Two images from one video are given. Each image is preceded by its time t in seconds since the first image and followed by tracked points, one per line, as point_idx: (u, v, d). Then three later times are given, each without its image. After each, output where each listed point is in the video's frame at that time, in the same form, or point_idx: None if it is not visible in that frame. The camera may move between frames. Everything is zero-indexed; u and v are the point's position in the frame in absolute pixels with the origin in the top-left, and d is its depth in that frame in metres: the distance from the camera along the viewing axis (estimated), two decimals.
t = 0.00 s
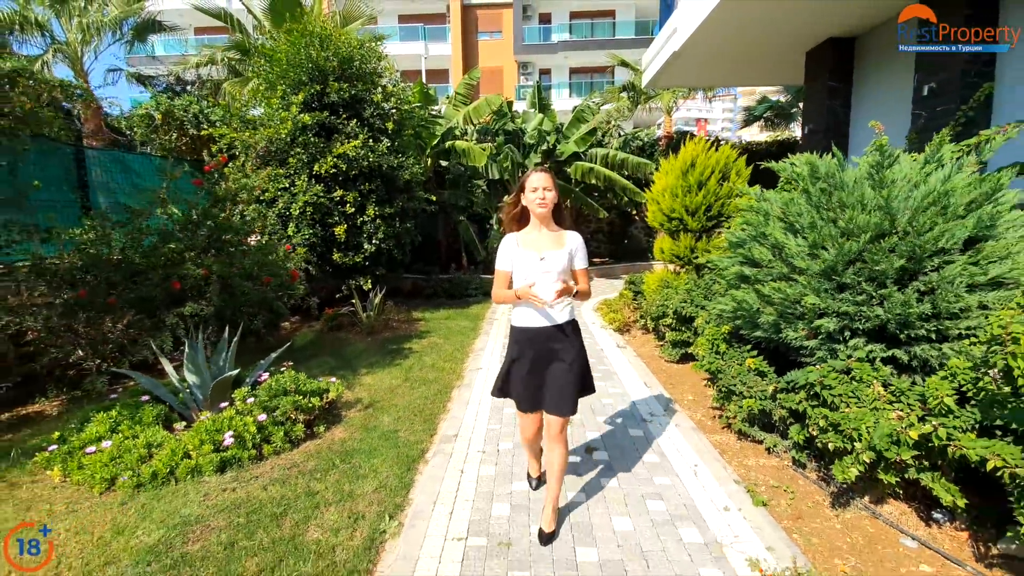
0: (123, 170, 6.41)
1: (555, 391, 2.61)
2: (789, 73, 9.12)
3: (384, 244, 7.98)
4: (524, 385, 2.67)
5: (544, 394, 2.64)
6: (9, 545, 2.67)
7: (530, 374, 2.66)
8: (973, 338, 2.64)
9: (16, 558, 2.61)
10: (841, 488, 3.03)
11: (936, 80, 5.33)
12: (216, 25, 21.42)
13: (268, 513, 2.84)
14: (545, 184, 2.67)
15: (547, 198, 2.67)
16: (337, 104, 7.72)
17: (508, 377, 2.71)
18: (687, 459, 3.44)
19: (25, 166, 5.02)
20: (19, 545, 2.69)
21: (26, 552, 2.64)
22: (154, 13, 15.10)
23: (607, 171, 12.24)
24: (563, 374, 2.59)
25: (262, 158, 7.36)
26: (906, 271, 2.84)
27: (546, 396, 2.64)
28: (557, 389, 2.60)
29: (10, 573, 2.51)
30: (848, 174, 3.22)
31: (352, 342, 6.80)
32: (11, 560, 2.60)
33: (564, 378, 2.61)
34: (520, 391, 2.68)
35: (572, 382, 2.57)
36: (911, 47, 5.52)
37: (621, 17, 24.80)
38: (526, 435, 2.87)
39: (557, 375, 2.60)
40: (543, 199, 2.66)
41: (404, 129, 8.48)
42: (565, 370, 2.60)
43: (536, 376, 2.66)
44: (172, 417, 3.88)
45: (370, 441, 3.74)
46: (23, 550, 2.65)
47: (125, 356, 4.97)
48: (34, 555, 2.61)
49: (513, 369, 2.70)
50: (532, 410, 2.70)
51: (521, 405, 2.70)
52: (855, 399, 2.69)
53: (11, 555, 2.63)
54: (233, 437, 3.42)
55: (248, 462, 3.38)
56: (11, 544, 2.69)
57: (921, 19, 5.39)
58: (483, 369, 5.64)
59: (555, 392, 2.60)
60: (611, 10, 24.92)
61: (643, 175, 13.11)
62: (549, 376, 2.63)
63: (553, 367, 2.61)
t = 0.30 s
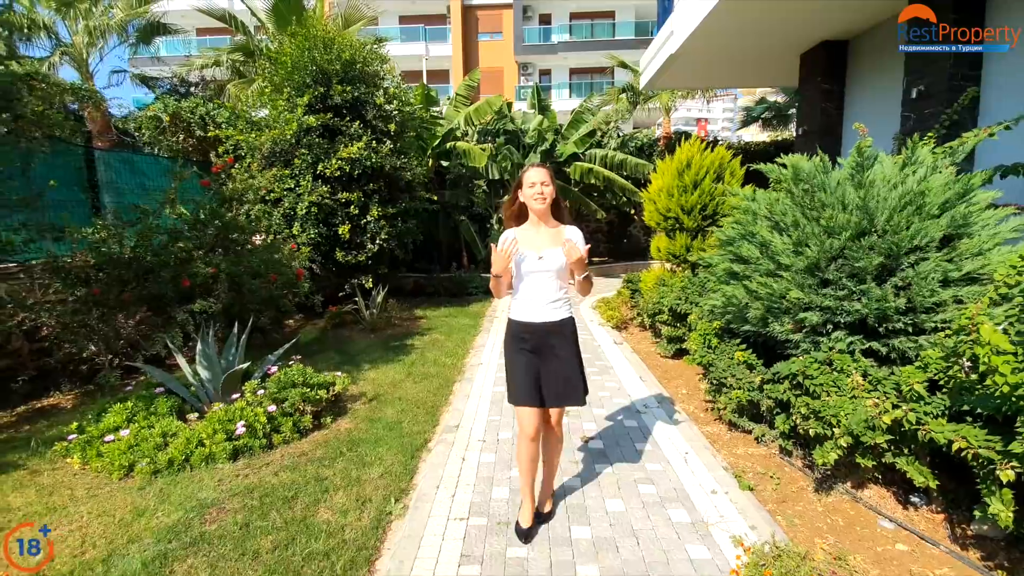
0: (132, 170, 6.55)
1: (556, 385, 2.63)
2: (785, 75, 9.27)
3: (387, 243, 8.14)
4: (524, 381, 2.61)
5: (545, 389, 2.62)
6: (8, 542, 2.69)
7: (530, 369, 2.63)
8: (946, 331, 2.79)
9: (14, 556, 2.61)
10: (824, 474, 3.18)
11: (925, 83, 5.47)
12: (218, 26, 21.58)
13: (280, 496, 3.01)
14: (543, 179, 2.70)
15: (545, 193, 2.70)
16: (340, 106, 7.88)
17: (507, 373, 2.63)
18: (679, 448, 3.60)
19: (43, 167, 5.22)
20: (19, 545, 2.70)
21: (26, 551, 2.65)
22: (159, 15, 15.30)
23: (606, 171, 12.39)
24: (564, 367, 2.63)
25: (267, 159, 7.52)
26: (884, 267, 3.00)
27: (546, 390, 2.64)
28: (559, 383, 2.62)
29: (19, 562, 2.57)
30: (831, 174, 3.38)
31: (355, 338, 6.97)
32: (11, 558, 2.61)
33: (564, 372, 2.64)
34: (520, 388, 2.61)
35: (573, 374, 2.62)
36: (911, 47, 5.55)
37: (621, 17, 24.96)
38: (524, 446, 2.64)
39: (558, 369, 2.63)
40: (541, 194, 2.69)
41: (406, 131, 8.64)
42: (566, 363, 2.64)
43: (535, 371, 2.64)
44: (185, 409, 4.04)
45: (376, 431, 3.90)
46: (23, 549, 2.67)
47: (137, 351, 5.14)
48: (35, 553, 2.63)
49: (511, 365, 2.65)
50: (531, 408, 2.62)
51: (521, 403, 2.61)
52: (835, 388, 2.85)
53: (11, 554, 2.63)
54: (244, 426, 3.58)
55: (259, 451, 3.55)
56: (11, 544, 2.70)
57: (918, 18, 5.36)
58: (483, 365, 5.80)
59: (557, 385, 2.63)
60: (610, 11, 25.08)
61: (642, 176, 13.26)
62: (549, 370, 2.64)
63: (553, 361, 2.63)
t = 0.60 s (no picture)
0: (141, 171, 6.71)
1: (556, 384, 2.62)
2: (781, 77, 9.43)
3: (390, 242, 8.31)
4: (527, 384, 2.57)
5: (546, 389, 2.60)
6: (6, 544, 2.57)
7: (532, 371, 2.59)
8: (925, 324, 2.94)
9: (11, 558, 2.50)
10: (811, 461, 3.34)
11: (914, 86, 5.62)
12: (221, 27, 21.76)
13: (294, 481, 3.17)
14: (541, 181, 2.67)
15: (543, 195, 2.67)
16: (345, 108, 8.04)
17: (508, 377, 2.57)
18: (674, 438, 3.75)
19: (58, 168, 5.39)
20: (19, 545, 2.60)
21: (27, 552, 2.54)
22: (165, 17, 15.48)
23: (606, 172, 12.54)
24: (564, 368, 2.63)
25: (273, 160, 7.69)
26: (867, 264, 3.16)
27: (548, 390, 2.62)
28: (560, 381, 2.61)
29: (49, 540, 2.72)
30: (818, 175, 3.54)
31: (360, 335, 7.13)
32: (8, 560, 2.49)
33: (563, 370, 2.64)
34: (522, 391, 2.57)
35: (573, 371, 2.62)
36: (910, 47, 5.58)
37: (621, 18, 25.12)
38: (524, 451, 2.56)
39: (559, 367, 2.62)
40: (540, 197, 2.66)
41: (408, 132, 8.80)
42: (565, 361, 2.63)
43: (536, 373, 2.60)
44: (199, 400, 4.21)
45: (383, 422, 4.07)
46: (24, 548, 2.56)
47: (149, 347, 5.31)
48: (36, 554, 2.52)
49: (511, 369, 2.59)
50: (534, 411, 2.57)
51: (524, 406, 2.55)
52: (820, 378, 3.00)
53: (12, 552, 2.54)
54: (257, 416, 3.74)
55: (271, 440, 3.71)
56: (11, 544, 2.59)
57: (915, 18, 5.44)
58: (485, 360, 5.97)
59: (558, 384, 2.62)
60: (611, 12, 25.23)
61: (641, 176, 13.43)
62: (548, 373, 2.61)
63: (554, 361, 2.61)
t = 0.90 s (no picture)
0: (152, 173, 6.86)
1: (552, 389, 2.67)
2: (777, 80, 9.59)
3: (393, 241, 8.47)
4: (523, 388, 2.62)
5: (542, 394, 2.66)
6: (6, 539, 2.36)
7: (529, 375, 2.63)
8: (906, 319, 3.10)
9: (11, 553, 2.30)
10: (799, 451, 3.50)
11: (905, 90, 5.77)
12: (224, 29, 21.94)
13: (307, 470, 3.33)
14: (537, 182, 2.68)
15: (538, 195, 2.67)
16: (349, 110, 8.20)
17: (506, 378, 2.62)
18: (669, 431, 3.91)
19: (72, 170, 5.54)
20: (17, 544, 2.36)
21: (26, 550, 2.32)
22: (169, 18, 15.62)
23: (606, 173, 12.70)
24: (562, 372, 2.67)
25: (280, 162, 7.85)
26: (852, 263, 3.31)
27: (543, 395, 2.67)
28: (558, 388, 2.65)
29: (78, 523, 2.86)
30: (806, 177, 3.69)
31: (365, 333, 7.29)
32: (7, 558, 2.28)
33: (560, 375, 2.68)
34: (519, 395, 2.62)
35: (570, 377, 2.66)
36: (911, 47, 5.56)
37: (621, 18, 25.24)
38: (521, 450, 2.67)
39: (555, 373, 2.66)
40: (535, 197, 2.67)
41: (412, 133, 8.95)
42: (562, 366, 2.67)
43: (531, 376, 2.65)
44: (213, 394, 4.37)
45: (389, 415, 4.23)
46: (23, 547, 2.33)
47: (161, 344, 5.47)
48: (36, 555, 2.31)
49: (509, 372, 2.63)
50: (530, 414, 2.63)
51: (520, 409, 2.62)
52: (806, 371, 3.15)
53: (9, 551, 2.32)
54: (270, 409, 3.90)
55: (283, 432, 3.87)
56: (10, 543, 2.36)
57: (915, 18, 5.44)
58: (487, 357, 6.13)
59: (555, 389, 2.66)
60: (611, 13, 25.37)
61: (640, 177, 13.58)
62: (546, 376, 2.66)
63: (551, 367, 2.65)
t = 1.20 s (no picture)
0: (162, 174, 7.04)
1: (548, 390, 2.56)
2: (773, 82, 9.75)
3: (396, 241, 8.65)
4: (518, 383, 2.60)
5: (537, 393, 2.57)
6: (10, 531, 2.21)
7: (524, 371, 2.59)
8: (888, 314, 3.26)
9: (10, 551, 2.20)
10: (786, 440, 3.67)
11: (895, 93, 5.93)
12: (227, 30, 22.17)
13: (319, 457, 3.50)
14: (537, 178, 2.64)
15: (539, 191, 2.63)
16: (353, 112, 8.37)
17: (502, 371, 2.62)
18: (665, 422, 4.08)
19: (88, 172, 5.74)
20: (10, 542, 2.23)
21: (28, 549, 2.27)
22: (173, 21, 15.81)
23: (605, 173, 12.88)
24: (560, 371, 2.57)
25: (286, 163, 8.04)
26: (837, 260, 3.48)
27: (539, 395, 2.58)
28: (553, 386, 2.55)
29: (106, 502, 3.03)
30: (794, 179, 3.87)
31: (369, 331, 7.47)
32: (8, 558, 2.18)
33: (557, 376, 2.57)
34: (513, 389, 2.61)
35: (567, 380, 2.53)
36: (911, 47, 5.64)
37: (621, 20, 25.42)
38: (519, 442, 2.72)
39: (552, 373, 2.57)
40: (535, 192, 2.62)
41: (414, 135, 9.12)
42: (560, 366, 2.58)
43: (528, 373, 2.60)
44: (225, 387, 4.55)
45: (396, 406, 4.42)
46: (22, 545, 2.25)
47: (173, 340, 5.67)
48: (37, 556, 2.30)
49: (505, 366, 2.63)
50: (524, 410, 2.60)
51: (514, 403, 2.61)
52: (793, 362, 3.32)
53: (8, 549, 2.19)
54: (281, 400, 4.09)
55: (294, 422, 4.05)
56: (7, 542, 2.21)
57: (915, 18, 5.58)
58: (489, 353, 6.31)
59: (552, 391, 2.55)
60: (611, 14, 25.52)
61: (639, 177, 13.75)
62: (543, 373, 2.59)
63: (547, 366, 2.57)
